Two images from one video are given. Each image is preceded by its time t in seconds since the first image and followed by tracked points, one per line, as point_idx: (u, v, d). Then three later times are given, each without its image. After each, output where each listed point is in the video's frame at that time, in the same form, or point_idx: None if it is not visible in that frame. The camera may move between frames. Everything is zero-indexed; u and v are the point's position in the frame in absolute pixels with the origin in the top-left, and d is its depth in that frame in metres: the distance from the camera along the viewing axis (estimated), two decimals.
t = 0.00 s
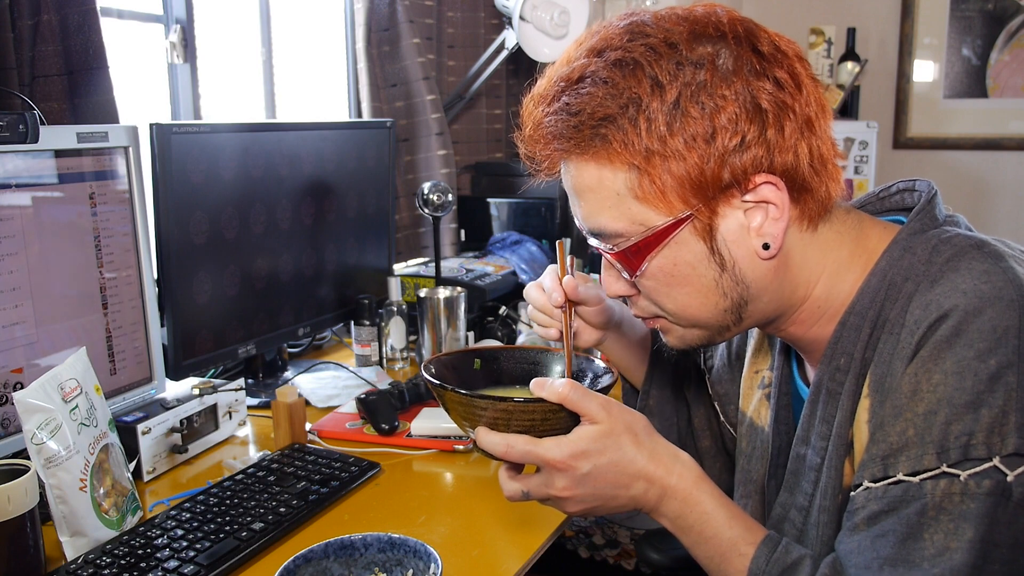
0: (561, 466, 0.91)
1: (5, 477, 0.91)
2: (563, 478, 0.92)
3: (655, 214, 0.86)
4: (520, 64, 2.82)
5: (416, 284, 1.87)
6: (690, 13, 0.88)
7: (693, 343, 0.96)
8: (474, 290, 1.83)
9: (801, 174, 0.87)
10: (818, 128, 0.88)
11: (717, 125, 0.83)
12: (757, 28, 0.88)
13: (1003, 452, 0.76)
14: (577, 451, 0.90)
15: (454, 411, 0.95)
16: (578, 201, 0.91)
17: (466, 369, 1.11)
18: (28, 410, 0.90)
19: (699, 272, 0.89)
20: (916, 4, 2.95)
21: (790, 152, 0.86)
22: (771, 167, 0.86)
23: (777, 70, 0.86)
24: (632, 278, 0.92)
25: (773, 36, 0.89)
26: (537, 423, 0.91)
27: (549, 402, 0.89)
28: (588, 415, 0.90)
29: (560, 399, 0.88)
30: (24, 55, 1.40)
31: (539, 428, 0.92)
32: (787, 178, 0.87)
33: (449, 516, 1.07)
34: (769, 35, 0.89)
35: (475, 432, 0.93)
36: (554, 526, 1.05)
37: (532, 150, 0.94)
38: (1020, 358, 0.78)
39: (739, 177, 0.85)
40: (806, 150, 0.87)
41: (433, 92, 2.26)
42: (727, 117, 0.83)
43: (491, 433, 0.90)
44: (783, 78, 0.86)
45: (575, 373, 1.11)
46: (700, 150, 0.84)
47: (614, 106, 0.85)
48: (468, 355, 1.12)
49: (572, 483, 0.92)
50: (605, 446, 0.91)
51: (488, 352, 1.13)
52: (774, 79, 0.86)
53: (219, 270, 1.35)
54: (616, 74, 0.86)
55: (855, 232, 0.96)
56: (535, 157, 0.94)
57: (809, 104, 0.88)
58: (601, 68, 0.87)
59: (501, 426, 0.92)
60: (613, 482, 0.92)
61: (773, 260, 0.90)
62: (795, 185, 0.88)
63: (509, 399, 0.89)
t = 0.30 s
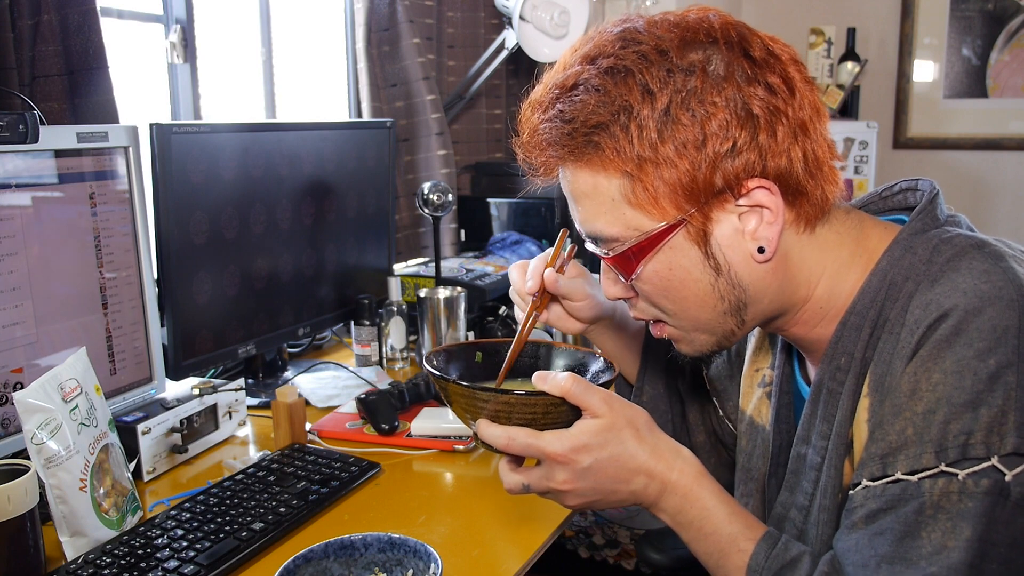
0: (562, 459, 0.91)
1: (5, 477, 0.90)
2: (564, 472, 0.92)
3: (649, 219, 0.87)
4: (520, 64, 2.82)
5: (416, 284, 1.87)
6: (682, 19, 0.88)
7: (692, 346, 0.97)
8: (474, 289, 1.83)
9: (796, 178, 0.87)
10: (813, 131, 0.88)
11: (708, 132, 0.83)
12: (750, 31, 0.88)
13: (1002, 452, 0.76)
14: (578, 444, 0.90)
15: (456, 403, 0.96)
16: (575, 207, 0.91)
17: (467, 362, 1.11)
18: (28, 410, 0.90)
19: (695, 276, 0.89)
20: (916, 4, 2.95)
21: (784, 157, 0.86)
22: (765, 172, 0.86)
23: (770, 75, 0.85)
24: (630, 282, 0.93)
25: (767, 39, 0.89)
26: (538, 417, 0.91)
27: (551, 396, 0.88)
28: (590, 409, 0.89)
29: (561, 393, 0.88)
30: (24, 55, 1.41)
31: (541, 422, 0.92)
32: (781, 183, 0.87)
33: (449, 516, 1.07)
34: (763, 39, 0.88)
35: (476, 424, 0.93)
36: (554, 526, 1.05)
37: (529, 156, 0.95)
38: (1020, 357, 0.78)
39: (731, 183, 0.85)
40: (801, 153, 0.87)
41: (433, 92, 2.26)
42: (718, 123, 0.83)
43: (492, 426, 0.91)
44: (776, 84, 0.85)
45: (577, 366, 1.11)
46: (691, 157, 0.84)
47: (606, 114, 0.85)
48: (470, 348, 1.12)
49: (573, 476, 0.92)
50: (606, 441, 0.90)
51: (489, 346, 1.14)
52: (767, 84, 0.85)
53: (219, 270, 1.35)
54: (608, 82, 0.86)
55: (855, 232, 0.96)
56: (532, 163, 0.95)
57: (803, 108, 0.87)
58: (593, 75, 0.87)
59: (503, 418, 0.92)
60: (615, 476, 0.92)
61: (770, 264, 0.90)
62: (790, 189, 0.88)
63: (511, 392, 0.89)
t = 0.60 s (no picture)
0: (568, 447, 0.91)
1: (5, 477, 0.90)
2: (569, 460, 0.92)
3: (646, 228, 0.87)
4: (520, 64, 2.82)
5: (416, 284, 1.87)
6: (674, 26, 0.88)
7: (689, 350, 0.97)
8: (474, 290, 1.83)
9: (792, 183, 0.87)
10: (808, 135, 0.88)
11: (702, 139, 0.83)
12: (742, 37, 0.88)
13: (1003, 448, 0.76)
14: (585, 433, 0.90)
15: (462, 389, 0.97)
16: (572, 216, 0.91)
17: (473, 348, 1.12)
18: (28, 410, 0.90)
19: (692, 283, 0.89)
20: (916, 4, 2.95)
21: (779, 161, 0.86)
22: (760, 178, 0.86)
23: (762, 81, 0.85)
24: (627, 290, 0.93)
25: (759, 44, 0.89)
26: (545, 404, 0.92)
27: (558, 383, 0.89)
28: (596, 398, 0.90)
29: (569, 380, 0.89)
30: (24, 55, 1.41)
31: (547, 410, 0.92)
32: (777, 188, 0.87)
33: (449, 516, 1.07)
34: (755, 44, 0.88)
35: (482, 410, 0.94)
36: (555, 525, 1.05)
37: (523, 166, 0.95)
38: (1020, 355, 0.78)
39: (727, 190, 0.85)
40: (796, 158, 0.87)
41: (433, 92, 2.26)
42: (712, 131, 0.83)
43: (498, 412, 0.91)
44: (769, 89, 0.86)
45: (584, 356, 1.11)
46: (686, 164, 0.84)
47: (600, 124, 0.85)
48: (476, 334, 1.13)
49: (578, 465, 0.92)
50: (612, 430, 0.91)
51: (496, 333, 1.14)
52: (760, 90, 0.85)
53: (219, 270, 1.35)
54: (601, 92, 0.85)
55: (854, 233, 0.96)
56: (526, 173, 0.95)
57: (797, 112, 0.87)
58: (586, 85, 0.87)
59: (509, 405, 0.93)
60: (621, 466, 0.93)
61: (767, 269, 0.90)
62: (785, 194, 0.88)
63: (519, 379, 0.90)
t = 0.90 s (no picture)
0: (573, 432, 0.92)
1: (5, 477, 0.90)
2: (574, 445, 0.93)
3: (643, 237, 0.87)
4: (520, 63, 2.82)
5: (416, 284, 1.87)
6: (670, 36, 0.88)
7: (686, 358, 0.97)
8: (474, 290, 1.83)
9: (788, 191, 0.87)
10: (804, 143, 0.88)
11: (699, 149, 0.83)
12: (738, 45, 0.88)
13: (1003, 447, 0.76)
14: (591, 419, 0.91)
15: (467, 369, 0.96)
16: (569, 224, 0.91)
17: (480, 331, 1.11)
18: (28, 410, 0.90)
19: (690, 292, 0.89)
20: (916, 5, 2.95)
21: (776, 170, 0.86)
22: (757, 186, 0.86)
23: (759, 90, 0.85)
24: (626, 297, 0.93)
25: (755, 52, 0.89)
26: (551, 388, 0.92)
27: (566, 367, 0.89)
28: (603, 383, 0.90)
29: (577, 364, 0.89)
30: (24, 55, 1.41)
31: (554, 393, 0.92)
32: (774, 196, 0.87)
33: (449, 516, 1.07)
34: (751, 52, 0.88)
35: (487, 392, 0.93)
36: (555, 524, 1.06)
37: (521, 174, 0.94)
38: (1020, 353, 0.78)
39: (724, 199, 0.85)
40: (792, 166, 0.87)
41: (433, 92, 2.26)
42: (709, 140, 0.83)
43: (504, 394, 0.91)
44: (765, 98, 0.85)
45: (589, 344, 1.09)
46: (683, 174, 0.84)
47: (597, 133, 0.85)
48: (484, 318, 1.12)
49: (582, 450, 0.93)
50: (619, 417, 0.91)
51: (503, 317, 1.13)
52: (757, 99, 0.85)
53: (219, 270, 1.35)
54: (598, 101, 0.85)
55: (853, 236, 0.96)
56: (524, 182, 0.94)
57: (793, 120, 0.87)
58: (583, 95, 0.86)
59: (514, 387, 0.93)
60: (625, 453, 0.93)
61: (763, 277, 0.90)
62: (782, 203, 0.88)
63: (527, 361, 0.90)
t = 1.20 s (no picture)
0: (584, 418, 0.92)
1: (5, 477, 0.90)
2: (582, 430, 0.93)
3: (640, 237, 0.87)
4: (520, 63, 2.81)
5: (416, 284, 1.87)
6: (670, 37, 0.88)
7: (685, 360, 0.97)
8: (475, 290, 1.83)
9: (786, 193, 0.87)
10: (803, 145, 0.88)
11: (696, 150, 0.83)
12: (737, 47, 0.88)
13: (1004, 446, 0.76)
14: (602, 405, 0.91)
15: (479, 347, 0.97)
16: (568, 224, 0.91)
17: (490, 310, 1.14)
18: (28, 410, 0.90)
19: (687, 293, 0.89)
20: (916, 5, 2.95)
21: (773, 171, 0.86)
22: (755, 188, 0.86)
23: (758, 92, 0.85)
24: (624, 298, 0.93)
25: (754, 55, 0.89)
26: (564, 372, 0.92)
27: (581, 352, 0.90)
28: (617, 371, 0.91)
29: (592, 351, 0.90)
30: (23, 55, 1.41)
31: (566, 377, 0.93)
32: (772, 198, 0.87)
33: (449, 516, 1.07)
34: (750, 54, 0.88)
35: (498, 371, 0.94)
36: (554, 525, 1.05)
37: (520, 174, 0.95)
38: (1021, 352, 0.78)
39: (721, 200, 0.85)
40: (790, 168, 0.87)
41: (433, 92, 2.26)
42: (707, 141, 0.83)
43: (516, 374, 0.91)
44: (764, 100, 0.85)
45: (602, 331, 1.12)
46: (680, 175, 0.84)
47: (595, 133, 0.85)
48: (495, 298, 1.15)
49: (591, 436, 0.93)
50: (629, 406, 0.91)
51: (514, 299, 1.16)
52: (755, 101, 0.85)
53: (219, 271, 1.35)
54: (597, 102, 0.85)
55: (852, 236, 0.96)
56: (523, 181, 0.94)
57: (792, 123, 0.87)
58: (582, 95, 0.87)
59: (526, 368, 0.93)
60: (633, 442, 0.92)
61: (761, 278, 0.90)
62: (780, 204, 0.88)
63: (541, 344, 0.91)
